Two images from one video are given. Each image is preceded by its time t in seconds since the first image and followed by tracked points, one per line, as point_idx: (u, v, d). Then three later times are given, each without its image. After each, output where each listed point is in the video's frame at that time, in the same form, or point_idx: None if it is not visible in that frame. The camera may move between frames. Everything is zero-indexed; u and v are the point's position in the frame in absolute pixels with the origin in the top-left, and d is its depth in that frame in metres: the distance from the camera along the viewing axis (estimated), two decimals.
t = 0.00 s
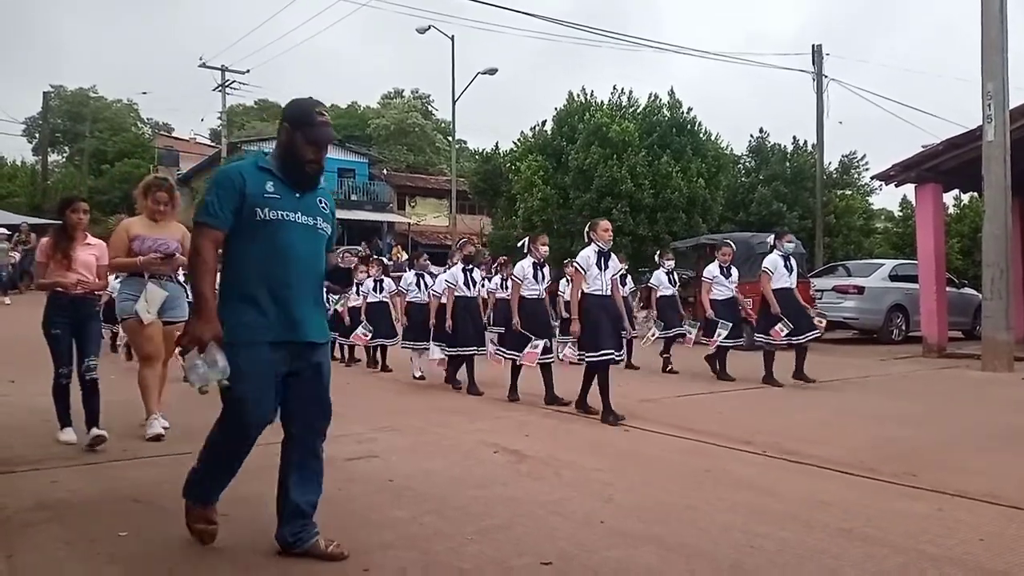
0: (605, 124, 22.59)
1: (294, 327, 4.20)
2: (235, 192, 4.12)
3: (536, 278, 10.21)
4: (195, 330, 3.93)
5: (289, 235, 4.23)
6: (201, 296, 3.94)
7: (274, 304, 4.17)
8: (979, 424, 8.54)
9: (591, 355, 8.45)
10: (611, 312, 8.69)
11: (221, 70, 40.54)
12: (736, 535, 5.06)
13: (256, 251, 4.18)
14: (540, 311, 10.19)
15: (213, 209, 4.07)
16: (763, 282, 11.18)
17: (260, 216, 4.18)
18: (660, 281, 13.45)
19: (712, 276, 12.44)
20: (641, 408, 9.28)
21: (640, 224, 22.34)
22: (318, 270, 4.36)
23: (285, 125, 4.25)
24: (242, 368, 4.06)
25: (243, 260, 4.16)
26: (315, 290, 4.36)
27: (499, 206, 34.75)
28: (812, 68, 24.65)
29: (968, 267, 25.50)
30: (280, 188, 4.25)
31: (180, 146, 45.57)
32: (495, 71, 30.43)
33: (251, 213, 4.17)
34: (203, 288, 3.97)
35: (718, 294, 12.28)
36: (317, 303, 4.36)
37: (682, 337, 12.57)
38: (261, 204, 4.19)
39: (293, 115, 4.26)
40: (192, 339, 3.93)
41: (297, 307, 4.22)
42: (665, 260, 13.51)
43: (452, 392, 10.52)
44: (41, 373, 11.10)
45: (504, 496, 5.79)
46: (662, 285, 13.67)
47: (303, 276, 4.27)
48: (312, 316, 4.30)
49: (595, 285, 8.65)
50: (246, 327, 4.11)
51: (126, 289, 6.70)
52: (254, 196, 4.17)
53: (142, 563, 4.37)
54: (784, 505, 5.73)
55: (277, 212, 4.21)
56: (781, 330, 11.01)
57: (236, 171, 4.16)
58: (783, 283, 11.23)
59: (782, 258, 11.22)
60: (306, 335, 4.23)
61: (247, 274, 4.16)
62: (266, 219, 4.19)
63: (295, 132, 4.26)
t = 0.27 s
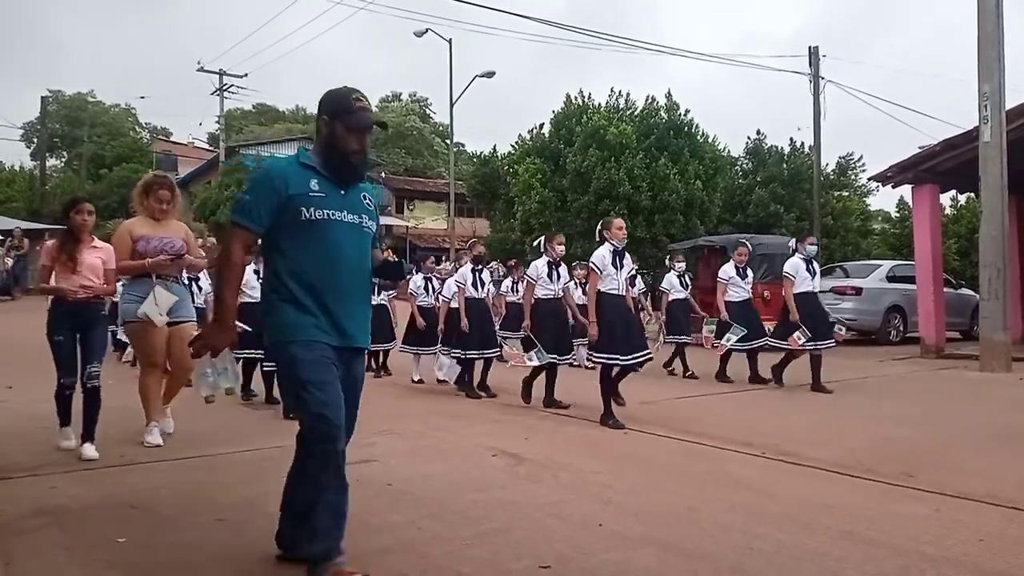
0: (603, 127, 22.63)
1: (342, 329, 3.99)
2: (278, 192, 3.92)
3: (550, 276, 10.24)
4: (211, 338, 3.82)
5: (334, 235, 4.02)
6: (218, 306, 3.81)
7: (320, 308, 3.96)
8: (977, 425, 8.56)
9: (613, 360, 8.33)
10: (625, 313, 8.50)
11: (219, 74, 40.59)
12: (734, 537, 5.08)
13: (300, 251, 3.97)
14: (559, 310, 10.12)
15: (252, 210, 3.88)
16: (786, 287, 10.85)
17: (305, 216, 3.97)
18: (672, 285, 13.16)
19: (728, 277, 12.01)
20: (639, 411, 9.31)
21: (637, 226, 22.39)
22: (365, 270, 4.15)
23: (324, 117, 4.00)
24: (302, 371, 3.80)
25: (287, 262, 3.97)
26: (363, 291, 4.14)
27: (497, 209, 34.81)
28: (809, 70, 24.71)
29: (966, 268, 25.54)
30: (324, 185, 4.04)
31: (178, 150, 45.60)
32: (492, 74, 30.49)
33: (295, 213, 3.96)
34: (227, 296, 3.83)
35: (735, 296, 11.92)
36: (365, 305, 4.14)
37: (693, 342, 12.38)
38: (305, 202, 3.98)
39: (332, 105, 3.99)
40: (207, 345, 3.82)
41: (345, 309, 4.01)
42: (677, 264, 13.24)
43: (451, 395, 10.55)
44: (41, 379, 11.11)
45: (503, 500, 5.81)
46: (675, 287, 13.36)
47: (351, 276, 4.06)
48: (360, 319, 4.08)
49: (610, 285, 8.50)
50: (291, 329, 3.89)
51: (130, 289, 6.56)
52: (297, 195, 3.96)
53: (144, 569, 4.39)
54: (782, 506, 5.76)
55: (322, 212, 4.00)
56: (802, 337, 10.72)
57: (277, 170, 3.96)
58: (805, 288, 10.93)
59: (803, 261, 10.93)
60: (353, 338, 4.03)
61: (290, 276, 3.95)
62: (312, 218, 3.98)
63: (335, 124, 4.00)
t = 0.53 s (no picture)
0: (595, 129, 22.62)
1: (392, 341, 3.61)
2: (313, 197, 3.52)
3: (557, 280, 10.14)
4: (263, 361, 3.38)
5: (379, 241, 3.61)
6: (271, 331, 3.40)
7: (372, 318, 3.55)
8: (970, 427, 8.54)
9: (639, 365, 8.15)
10: (638, 319, 8.31)
11: (210, 75, 40.48)
12: (728, 540, 5.04)
13: (344, 258, 3.55)
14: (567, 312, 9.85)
15: (290, 220, 3.46)
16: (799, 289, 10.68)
17: (344, 220, 3.56)
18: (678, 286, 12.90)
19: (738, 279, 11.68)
20: (632, 414, 9.28)
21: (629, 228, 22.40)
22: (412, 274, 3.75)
23: (349, 108, 3.62)
24: (353, 394, 3.44)
25: (328, 270, 3.55)
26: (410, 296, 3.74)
27: (489, 211, 34.79)
28: (801, 72, 24.75)
29: (957, 270, 25.60)
30: (361, 185, 3.63)
31: (169, 151, 45.48)
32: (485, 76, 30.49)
33: (333, 218, 3.55)
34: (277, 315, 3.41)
35: (746, 298, 11.63)
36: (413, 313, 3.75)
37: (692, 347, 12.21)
38: (344, 205, 3.57)
39: (355, 96, 3.59)
40: (255, 373, 3.37)
41: (393, 319, 3.62)
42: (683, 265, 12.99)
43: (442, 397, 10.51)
44: (31, 381, 11.05)
45: (495, 503, 5.76)
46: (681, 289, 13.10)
47: (397, 283, 3.65)
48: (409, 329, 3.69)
49: (625, 289, 8.29)
50: (340, 346, 3.49)
51: (129, 290, 6.36)
52: (336, 198, 3.55)
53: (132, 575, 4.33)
54: (776, 509, 5.72)
55: (363, 214, 3.59)
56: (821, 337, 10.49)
57: (311, 172, 3.55)
58: (817, 289, 10.77)
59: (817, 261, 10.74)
60: (402, 348, 3.65)
61: (333, 288, 3.54)
62: (353, 222, 3.57)
63: (364, 113, 3.60)
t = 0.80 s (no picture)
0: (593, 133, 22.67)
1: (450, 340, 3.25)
2: (357, 182, 3.16)
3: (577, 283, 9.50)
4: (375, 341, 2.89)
5: (429, 230, 3.26)
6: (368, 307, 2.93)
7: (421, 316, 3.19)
8: (969, 429, 8.57)
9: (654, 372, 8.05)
10: (655, 320, 8.31)
11: (209, 81, 40.55)
12: (727, 544, 5.07)
13: (391, 251, 3.19)
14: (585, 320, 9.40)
15: (338, 208, 3.09)
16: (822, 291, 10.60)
17: (390, 209, 3.20)
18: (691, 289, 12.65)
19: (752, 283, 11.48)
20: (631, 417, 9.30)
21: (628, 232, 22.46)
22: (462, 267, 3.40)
23: (388, 89, 3.26)
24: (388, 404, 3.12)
25: (373, 263, 3.19)
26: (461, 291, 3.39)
27: (488, 215, 34.86)
28: (798, 76, 24.81)
29: (954, 273, 25.65)
30: (404, 171, 3.28)
31: (168, 157, 45.54)
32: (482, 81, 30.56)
33: (378, 206, 3.19)
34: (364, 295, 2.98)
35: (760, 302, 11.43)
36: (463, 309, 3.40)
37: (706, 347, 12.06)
38: (389, 193, 3.21)
39: (393, 74, 3.23)
40: (377, 354, 2.89)
41: (448, 317, 3.26)
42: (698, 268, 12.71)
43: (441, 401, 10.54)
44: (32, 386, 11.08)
45: (495, 507, 5.78)
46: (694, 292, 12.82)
47: (448, 276, 3.30)
48: (461, 327, 3.33)
49: (643, 290, 8.27)
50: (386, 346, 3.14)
51: (142, 296, 6.05)
52: (380, 184, 3.19)
53: None
54: (775, 512, 5.75)
55: (408, 202, 3.23)
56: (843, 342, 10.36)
57: (351, 157, 3.19)
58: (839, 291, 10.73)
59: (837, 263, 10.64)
60: (460, 348, 3.29)
61: (379, 283, 3.19)
62: (399, 212, 3.21)
63: (405, 91, 3.25)
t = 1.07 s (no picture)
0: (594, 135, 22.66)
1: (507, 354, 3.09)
2: (419, 181, 3.01)
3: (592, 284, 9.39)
4: (441, 350, 2.78)
5: (493, 236, 3.10)
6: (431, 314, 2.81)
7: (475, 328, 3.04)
8: (970, 429, 8.54)
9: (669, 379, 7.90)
10: (675, 325, 8.20)
11: (209, 83, 40.52)
12: (727, 544, 5.05)
13: (449, 257, 3.04)
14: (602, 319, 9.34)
15: (397, 207, 2.94)
16: (848, 292, 10.30)
17: (451, 211, 3.05)
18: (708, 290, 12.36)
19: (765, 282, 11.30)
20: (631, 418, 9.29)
21: (629, 232, 22.44)
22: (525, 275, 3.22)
23: (454, 86, 3.11)
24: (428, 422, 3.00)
25: (429, 268, 3.05)
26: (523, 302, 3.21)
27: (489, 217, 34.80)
28: (799, 77, 24.78)
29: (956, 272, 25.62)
30: (470, 173, 3.13)
31: (169, 159, 45.50)
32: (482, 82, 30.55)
33: (439, 208, 3.04)
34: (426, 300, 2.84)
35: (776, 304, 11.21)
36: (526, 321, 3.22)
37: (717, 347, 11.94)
38: (451, 194, 3.06)
39: (462, 65, 3.10)
40: (442, 362, 2.78)
41: (507, 330, 3.10)
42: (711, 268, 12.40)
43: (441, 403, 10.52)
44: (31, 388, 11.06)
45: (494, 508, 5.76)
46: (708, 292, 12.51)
47: (509, 284, 3.13)
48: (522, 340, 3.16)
49: (664, 293, 8.16)
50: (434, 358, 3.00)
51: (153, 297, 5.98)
52: (442, 184, 3.04)
53: None
54: (775, 512, 5.72)
55: (472, 204, 3.08)
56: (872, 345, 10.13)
57: (415, 155, 3.05)
58: (867, 293, 10.39)
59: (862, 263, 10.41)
60: (517, 364, 3.12)
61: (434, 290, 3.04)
62: (460, 215, 3.05)
63: (471, 88, 3.10)
